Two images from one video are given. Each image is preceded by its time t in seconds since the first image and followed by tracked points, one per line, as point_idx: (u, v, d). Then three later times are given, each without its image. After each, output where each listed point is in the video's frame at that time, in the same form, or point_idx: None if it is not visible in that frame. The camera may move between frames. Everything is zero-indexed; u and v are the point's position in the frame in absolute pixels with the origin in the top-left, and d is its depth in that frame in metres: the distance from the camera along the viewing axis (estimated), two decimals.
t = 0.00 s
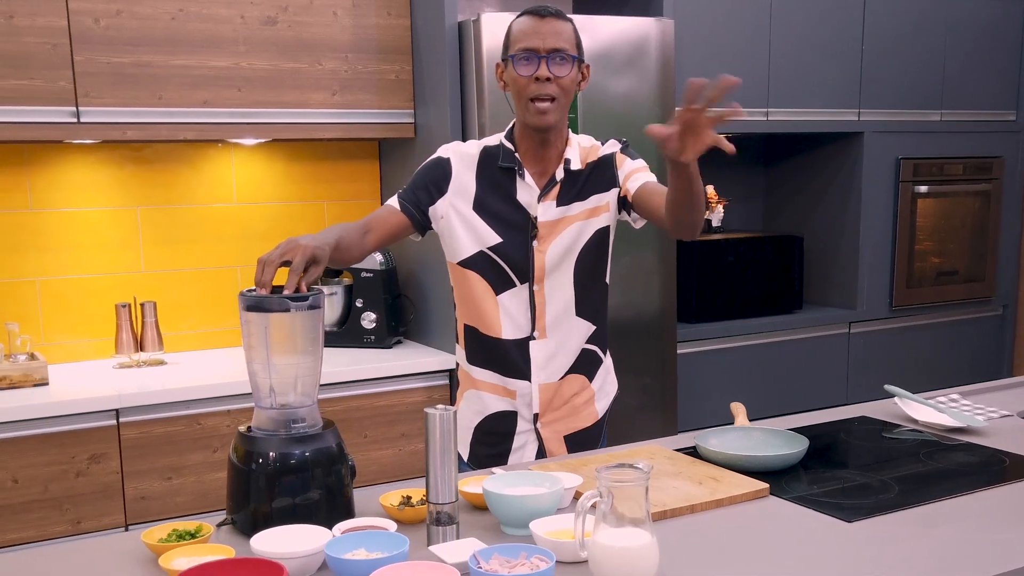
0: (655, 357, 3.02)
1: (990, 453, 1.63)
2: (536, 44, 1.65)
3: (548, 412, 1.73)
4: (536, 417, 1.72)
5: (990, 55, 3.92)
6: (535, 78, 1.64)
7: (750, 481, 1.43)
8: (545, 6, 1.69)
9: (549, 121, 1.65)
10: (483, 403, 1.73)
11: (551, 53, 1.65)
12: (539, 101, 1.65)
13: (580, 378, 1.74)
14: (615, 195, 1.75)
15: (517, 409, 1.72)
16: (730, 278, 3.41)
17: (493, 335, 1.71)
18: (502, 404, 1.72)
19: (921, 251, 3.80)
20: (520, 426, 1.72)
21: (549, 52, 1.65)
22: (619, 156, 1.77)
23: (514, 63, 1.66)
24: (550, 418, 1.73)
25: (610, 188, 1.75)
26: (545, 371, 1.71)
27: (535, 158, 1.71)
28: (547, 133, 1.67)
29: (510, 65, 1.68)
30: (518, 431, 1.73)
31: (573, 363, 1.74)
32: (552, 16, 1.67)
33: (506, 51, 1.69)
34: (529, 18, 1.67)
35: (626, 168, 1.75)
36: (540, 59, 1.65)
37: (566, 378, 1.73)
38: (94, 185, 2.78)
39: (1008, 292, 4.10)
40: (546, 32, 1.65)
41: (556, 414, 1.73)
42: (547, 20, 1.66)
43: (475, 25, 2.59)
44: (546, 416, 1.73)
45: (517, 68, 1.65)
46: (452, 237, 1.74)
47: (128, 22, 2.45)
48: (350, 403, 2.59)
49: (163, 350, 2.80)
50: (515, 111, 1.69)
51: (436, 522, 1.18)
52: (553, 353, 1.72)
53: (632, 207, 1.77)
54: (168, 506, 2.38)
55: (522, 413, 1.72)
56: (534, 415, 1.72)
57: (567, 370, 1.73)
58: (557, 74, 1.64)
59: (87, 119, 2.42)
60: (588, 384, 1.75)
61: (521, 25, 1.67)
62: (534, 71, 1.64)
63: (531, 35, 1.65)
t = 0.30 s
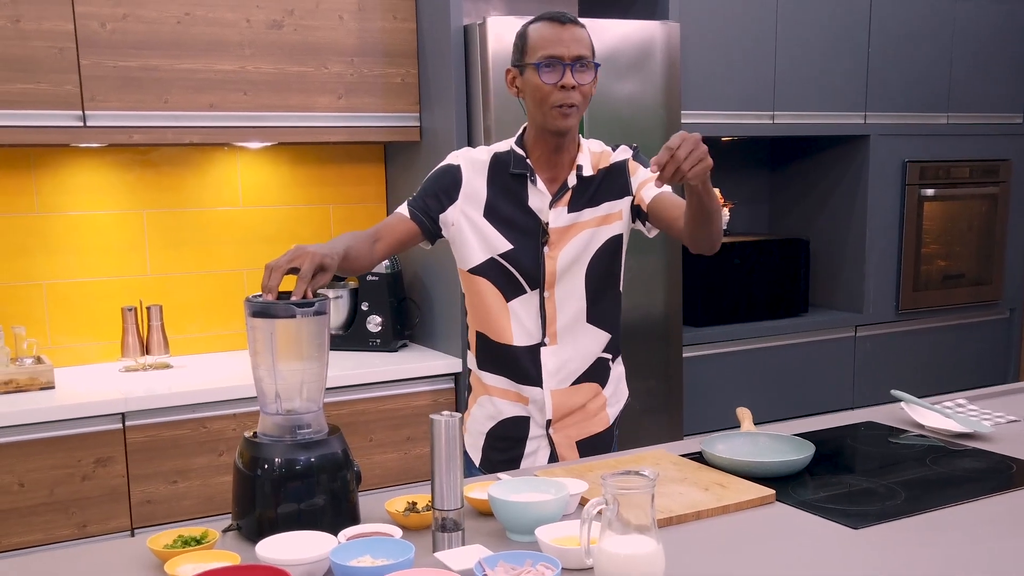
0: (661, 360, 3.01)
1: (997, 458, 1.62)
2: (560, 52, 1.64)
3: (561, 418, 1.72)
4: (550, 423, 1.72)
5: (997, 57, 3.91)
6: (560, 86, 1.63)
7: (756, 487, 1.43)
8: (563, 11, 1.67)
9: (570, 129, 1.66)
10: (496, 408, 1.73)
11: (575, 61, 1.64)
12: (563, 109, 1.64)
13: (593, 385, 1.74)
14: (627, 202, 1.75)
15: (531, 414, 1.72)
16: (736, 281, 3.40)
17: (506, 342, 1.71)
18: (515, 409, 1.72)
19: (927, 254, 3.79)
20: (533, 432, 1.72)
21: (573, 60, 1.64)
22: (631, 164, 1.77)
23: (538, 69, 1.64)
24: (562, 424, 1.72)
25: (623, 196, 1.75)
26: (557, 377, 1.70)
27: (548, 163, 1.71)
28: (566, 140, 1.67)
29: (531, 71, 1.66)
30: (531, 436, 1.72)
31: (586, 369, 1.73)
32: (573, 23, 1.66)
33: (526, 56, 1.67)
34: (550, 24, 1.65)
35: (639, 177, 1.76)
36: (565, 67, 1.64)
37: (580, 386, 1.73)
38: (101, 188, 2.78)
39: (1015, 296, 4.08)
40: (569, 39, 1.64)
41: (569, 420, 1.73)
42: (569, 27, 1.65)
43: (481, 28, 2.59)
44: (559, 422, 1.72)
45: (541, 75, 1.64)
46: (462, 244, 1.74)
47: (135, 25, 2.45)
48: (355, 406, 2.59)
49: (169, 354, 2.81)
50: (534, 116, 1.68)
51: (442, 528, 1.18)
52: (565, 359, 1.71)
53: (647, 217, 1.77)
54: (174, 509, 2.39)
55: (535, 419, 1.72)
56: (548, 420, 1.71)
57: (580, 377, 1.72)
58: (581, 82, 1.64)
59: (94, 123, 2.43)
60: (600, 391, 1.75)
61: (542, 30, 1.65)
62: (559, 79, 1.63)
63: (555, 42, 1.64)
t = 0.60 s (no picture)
0: (665, 363, 3.01)
1: (1002, 462, 1.62)
2: (566, 55, 1.65)
3: (561, 422, 1.72)
4: (550, 427, 1.71)
5: (1001, 60, 3.91)
6: (566, 89, 1.63)
7: (760, 491, 1.42)
8: (567, 14, 1.68)
9: (575, 132, 1.66)
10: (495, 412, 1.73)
11: (580, 64, 1.65)
12: (569, 112, 1.64)
13: (593, 390, 1.74)
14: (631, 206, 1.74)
15: (530, 419, 1.71)
16: (740, 284, 3.39)
17: (507, 345, 1.71)
18: (514, 414, 1.72)
19: (931, 257, 3.78)
20: (533, 436, 1.71)
21: (578, 63, 1.65)
22: (636, 167, 1.76)
23: (544, 73, 1.64)
24: (562, 429, 1.72)
25: (626, 199, 1.74)
26: (557, 381, 1.71)
27: (551, 166, 1.72)
28: (570, 143, 1.68)
29: (536, 74, 1.66)
30: (531, 441, 1.72)
31: (589, 374, 1.73)
32: (576, 26, 1.66)
33: (531, 58, 1.67)
34: (554, 27, 1.66)
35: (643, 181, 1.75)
36: (570, 70, 1.64)
37: (579, 391, 1.72)
38: (106, 191, 2.79)
39: (1020, 299, 4.07)
40: (574, 42, 1.65)
41: (569, 424, 1.72)
42: (573, 31, 1.66)
43: (485, 32, 2.59)
44: (558, 427, 1.72)
45: (547, 79, 1.64)
46: (463, 247, 1.74)
47: (139, 29, 2.46)
48: (359, 409, 2.59)
49: (172, 356, 2.81)
50: (538, 119, 1.68)
51: (445, 532, 1.18)
52: (567, 363, 1.71)
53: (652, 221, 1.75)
54: (177, 512, 2.39)
55: (534, 424, 1.71)
56: (547, 424, 1.71)
57: (582, 382, 1.73)
58: (586, 85, 1.65)
59: (98, 126, 2.43)
60: (601, 397, 1.74)
61: (547, 34, 1.66)
62: (565, 82, 1.63)
63: (560, 45, 1.64)
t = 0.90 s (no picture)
0: (665, 363, 3.00)
1: (1003, 461, 1.61)
2: (569, 51, 1.66)
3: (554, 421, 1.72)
4: (543, 426, 1.72)
5: (1001, 59, 3.90)
6: (570, 85, 1.64)
7: (760, 490, 1.42)
8: (567, 13, 1.70)
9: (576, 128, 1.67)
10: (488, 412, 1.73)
11: (583, 61, 1.66)
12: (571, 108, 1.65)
13: (584, 387, 1.74)
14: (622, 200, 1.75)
15: (524, 417, 1.71)
16: (740, 284, 3.39)
17: (503, 345, 1.71)
18: (508, 413, 1.72)
19: (932, 258, 3.78)
20: (526, 435, 1.71)
21: (581, 59, 1.66)
22: (626, 162, 1.76)
23: (548, 68, 1.65)
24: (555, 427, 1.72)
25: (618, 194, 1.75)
26: (553, 380, 1.71)
27: (544, 164, 1.72)
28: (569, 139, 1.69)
29: (540, 68, 1.67)
30: (525, 440, 1.71)
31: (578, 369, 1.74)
32: (577, 25, 1.69)
33: (533, 53, 1.68)
34: (557, 24, 1.68)
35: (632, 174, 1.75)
36: (574, 66, 1.65)
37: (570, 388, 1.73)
38: (107, 191, 2.79)
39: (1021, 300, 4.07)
40: (576, 39, 1.67)
41: (562, 423, 1.73)
42: (575, 29, 1.68)
43: (486, 31, 2.59)
44: (552, 425, 1.72)
45: (550, 74, 1.65)
46: (454, 248, 1.73)
47: (139, 28, 2.45)
48: (359, 409, 2.59)
49: (172, 356, 2.81)
50: (539, 115, 1.68)
51: (445, 531, 1.17)
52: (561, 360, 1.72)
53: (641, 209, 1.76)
54: (177, 512, 2.39)
55: (529, 423, 1.71)
56: (541, 423, 1.71)
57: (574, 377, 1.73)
58: (588, 82, 1.66)
59: (98, 126, 2.43)
60: (595, 392, 1.75)
61: (549, 30, 1.67)
62: (569, 78, 1.65)
63: (564, 41, 1.66)
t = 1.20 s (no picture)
0: (666, 363, 3.00)
1: (1004, 460, 1.61)
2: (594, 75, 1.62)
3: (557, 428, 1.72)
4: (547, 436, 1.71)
5: (1002, 59, 3.90)
6: (598, 110, 1.61)
7: (761, 489, 1.42)
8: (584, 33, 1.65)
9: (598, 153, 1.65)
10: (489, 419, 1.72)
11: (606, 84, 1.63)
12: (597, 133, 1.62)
13: (580, 396, 1.73)
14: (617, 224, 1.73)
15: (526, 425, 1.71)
16: (741, 284, 3.39)
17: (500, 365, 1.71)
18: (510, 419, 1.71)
19: (933, 257, 3.77)
20: (529, 441, 1.71)
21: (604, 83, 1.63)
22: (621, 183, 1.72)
23: (576, 93, 1.61)
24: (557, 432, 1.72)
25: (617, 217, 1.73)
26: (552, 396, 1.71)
27: (556, 185, 1.70)
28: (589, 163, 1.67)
29: (564, 93, 1.61)
30: (527, 446, 1.72)
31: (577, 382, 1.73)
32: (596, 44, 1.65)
33: (558, 77, 1.62)
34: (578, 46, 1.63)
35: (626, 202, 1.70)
36: (600, 90, 1.62)
37: (570, 398, 1.72)
38: (107, 190, 2.79)
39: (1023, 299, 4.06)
40: (599, 62, 1.63)
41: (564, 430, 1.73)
42: (596, 50, 1.64)
43: (486, 30, 2.59)
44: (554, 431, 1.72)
45: (579, 99, 1.60)
46: (458, 268, 1.74)
47: (140, 27, 2.45)
48: (359, 408, 2.59)
49: (173, 356, 2.80)
50: (561, 140, 1.64)
51: (447, 530, 1.18)
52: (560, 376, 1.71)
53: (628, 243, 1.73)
54: (178, 512, 2.38)
55: (533, 429, 1.71)
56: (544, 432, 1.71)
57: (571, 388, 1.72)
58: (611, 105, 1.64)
59: (98, 125, 2.43)
60: (592, 399, 1.75)
61: (572, 52, 1.63)
62: (597, 103, 1.61)
63: (589, 65, 1.62)
